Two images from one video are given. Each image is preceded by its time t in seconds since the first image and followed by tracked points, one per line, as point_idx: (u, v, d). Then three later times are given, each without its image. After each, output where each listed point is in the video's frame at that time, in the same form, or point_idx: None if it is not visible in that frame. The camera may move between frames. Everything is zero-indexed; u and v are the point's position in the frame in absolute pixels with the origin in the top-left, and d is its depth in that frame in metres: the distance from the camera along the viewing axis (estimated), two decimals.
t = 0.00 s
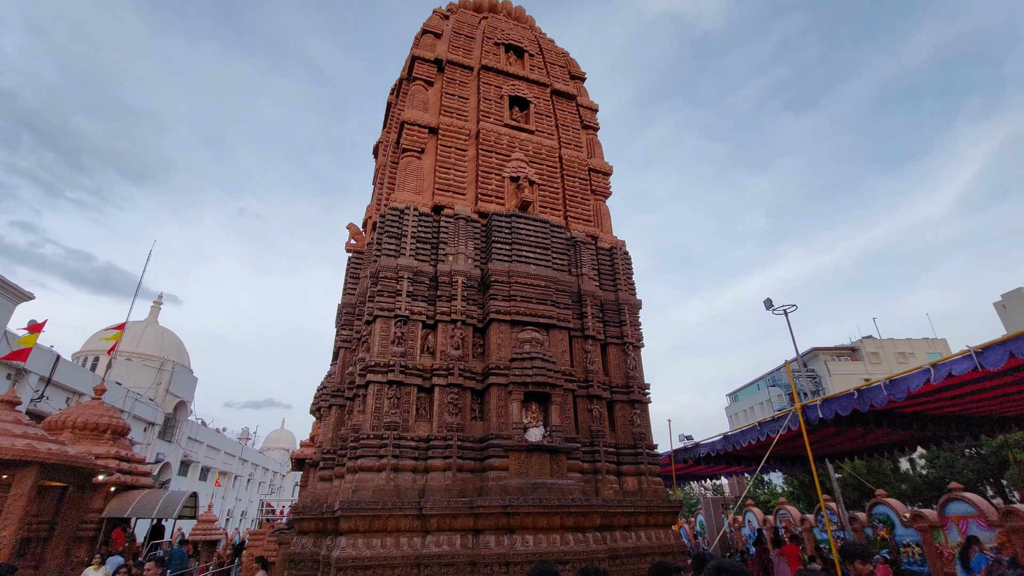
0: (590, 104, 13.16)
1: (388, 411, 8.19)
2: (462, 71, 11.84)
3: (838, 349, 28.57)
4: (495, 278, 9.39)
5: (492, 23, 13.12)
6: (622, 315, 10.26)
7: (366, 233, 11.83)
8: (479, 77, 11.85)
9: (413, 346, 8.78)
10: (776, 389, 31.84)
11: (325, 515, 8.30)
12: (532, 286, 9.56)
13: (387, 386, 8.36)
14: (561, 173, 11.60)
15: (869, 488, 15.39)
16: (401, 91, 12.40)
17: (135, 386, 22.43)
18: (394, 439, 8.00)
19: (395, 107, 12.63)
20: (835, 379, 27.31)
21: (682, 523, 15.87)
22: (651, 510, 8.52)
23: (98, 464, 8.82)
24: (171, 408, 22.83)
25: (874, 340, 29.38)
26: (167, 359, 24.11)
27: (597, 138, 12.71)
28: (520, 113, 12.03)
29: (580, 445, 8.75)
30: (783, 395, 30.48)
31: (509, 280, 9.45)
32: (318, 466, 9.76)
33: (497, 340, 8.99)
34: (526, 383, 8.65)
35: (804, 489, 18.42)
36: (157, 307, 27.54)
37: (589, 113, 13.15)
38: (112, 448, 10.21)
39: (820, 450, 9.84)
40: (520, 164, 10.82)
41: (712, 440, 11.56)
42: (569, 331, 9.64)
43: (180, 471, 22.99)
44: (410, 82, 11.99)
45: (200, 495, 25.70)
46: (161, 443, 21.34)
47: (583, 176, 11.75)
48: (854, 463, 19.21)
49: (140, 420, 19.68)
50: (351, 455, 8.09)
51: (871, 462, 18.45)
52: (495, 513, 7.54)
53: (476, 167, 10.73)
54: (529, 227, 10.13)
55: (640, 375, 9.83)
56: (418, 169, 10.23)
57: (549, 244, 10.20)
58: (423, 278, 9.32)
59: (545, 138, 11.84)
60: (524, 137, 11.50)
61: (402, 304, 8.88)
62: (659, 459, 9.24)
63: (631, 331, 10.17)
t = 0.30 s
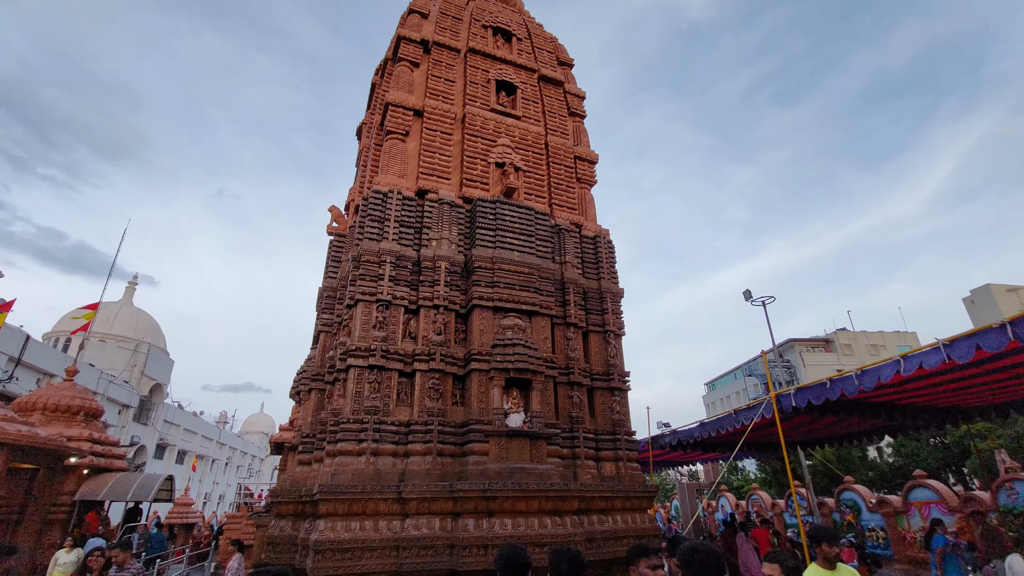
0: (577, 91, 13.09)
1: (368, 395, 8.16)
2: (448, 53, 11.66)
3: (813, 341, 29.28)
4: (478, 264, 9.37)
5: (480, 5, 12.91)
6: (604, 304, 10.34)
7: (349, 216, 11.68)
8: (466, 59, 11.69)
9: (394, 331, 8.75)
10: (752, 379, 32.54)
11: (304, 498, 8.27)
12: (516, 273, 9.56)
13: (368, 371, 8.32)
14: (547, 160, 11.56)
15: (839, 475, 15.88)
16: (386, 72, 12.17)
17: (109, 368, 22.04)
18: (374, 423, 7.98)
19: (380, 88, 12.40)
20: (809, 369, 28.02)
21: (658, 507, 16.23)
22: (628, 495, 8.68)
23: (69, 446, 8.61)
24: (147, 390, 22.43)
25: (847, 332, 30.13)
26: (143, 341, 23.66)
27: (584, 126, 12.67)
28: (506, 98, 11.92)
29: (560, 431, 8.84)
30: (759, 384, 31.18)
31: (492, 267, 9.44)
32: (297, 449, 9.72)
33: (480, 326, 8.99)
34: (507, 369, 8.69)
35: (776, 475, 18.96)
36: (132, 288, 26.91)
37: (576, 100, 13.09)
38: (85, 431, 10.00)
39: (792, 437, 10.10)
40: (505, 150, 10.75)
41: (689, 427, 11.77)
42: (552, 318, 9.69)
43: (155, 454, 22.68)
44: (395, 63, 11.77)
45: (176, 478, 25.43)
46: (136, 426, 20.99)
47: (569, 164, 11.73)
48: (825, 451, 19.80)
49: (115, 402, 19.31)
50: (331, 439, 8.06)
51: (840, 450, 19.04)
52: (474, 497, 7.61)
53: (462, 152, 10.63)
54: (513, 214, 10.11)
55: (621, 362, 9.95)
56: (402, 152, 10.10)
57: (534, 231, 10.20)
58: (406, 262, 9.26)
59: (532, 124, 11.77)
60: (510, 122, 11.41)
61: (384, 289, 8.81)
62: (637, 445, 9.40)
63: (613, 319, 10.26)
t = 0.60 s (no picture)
0: (553, 72, 12.97)
1: (331, 373, 8.04)
2: (422, 25, 11.33)
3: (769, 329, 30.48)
4: (446, 244, 9.28)
5: None
6: (571, 287, 10.43)
7: (314, 189, 11.35)
8: (440, 33, 11.40)
9: (359, 309, 8.62)
10: (711, 365, 33.68)
11: (262, 476, 8.14)
12: (485, 254, 9.53)
13: (331, 348, 8.18)
14: (520, 141, 11.47)
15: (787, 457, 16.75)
16: (356, 41, 11.75)
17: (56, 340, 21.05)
18: (336, 401, 7.88)
19: (349, 58, 11.98)
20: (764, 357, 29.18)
21: (616, 486, 16.72)
22: (588, 474, 8.90)
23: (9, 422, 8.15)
24: (97, 365, 21.52)
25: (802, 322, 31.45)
26: (93, 313, 22.63)
27: (558, 108, 12.60)
28: (481, 75, 11.72)
29: (523, 411, 8.94)
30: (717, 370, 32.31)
31: (461, 247, 9.37)
32: (256, 427, 9.54)
33: (447, 306, 8.94)
34: (473, 350, 8.69)
35: (729, 456, 19.80)
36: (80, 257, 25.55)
37: (551, 81, 12.98)
38: (29, 405, 9.52)
39: (746, 420, 10.53)
40: (478, 129, 10.61)
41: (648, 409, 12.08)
42: (519, 300, 9.72)
43: (106, 431, 21.89)
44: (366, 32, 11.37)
45: (128, 456, 24.66)
46: (85, 401, 20.16)
47: (541, 146, 11.68)
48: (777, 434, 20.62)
49: (62, 376, 18.46)
50: (291, 416, 7.91)
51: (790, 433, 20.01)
52: (437, 475, 7.63)
53: (434, 128, 10.43)
54: (484, 194, 10.03)
55: (586, 345, 10.11)
56: (372, 126, 9.83)
57: (504, 212, 10.15)
58: (372, 239, 9.09)
59: (505, 104, 11.63)
60: (484, 101, 11.25)
61: (349, 266, 8.64)
62: (598, 426, 9.63)
63: (579, 303, 10.39)
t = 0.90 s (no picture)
0: (521, 57, 12.89)
1: (280, 353, 7.78)
2: None
3: (717, 323, 31.79)
4: (406, 226, 9.12)
5: None
6: (530, 275, 10.50)
7: (268, 162, 10.90)
8: (407, 8, 11.09)
9: (312, 288, 8.37)
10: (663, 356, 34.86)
11: (204, 457, 7.84)
12: (444, 237, 9.43)
13: (281, 327, 7.91)
14: (484, 125, 11.37)
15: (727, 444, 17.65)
16: (317, 9, 11.27)
17: None
18: (285, 382, 7.65)
19: (310, 26, 11.49)
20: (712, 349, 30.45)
21: (566, 471, 17.13)
22: (539, 458, 9.06)
23: None
24: (24, 338, 19.99)
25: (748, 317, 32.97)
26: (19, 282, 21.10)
27: (524, 94, 12.57)
28: (447, 55, 11.51)
29: (477, 396, 8.97)
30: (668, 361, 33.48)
31: (421, 229, 9.23)
32: (198, 406, 9.17)
33: (404, 288, 8.81)
34: (429, 333, 8.61)
35: (675, 443, 20.63)
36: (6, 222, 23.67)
37: (519, 66, 12.90)
38: None
39: (691, 409, 10.94)
40: (442, 110, 10.43)
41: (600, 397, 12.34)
42: (477, 285, 9.69)
43: (32, 408, 20.54)
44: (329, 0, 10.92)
45: (57, 435, 23.26)
46: (9, 376, 18.83)
47: (506, 132, 11.63)
48: (719, 424, 21.84)
49: None
50: (236, 396, 7.63)
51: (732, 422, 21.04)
52: (387, 458, 7.55)
53: (397, 106, 10.18)
54: (446, 177, 9.90)
55: (542, 333, 10.23)
56: (332, 99, 9.49)
57: (466, 196, 10.07)
58: (328, 217, 8.82)
59: (472, 86, 11.49)
60: (450, 81, 11.06)
61: (303, 243, 8.35)
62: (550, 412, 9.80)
63: (537, 290, 10.48)
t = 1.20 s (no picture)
0: (483, 36, 12.68)
1: (216, 328, 7.39)
2: None
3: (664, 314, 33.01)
4: (358, 202, 8.85)
5: None
6: (483, 258, 10.48)
7: (209, 126, 10.27)
8: None
9: (254, 262, 7.99)
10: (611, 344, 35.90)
11: (130, 436, 7.41)
12: (397, 216, 9.24)
13: (218, 302, 7.51)
14: (443, 104, 11.16)
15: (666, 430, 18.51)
16: None
17: None
18: (221, 358, 7.30)
19: None
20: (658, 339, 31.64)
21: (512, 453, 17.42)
22: (484, 440, 9.15)
23: None
24: None
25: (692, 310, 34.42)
26: None
27: (485, 75, 12.41)
28: (407, 28, 11.16)
29: (425, 378, 8.92)
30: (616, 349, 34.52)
31: (373, 207, 8.98)
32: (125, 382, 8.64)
33: (353, 266, 8.56)
34: (378, 314, 8.42)
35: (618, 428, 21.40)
36: None
37: (481, 46, 12.69)
38: None
39: (633, 395, 11.33)
40: (400, 85, 10.15)
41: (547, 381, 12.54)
42: (429, 267, 9.57)
43: None
44: None
45: None
46: None
47: (465, 112, 11.47)
48: (660, 410, 22.88)
49: None
50: (167, 373, 7.22)
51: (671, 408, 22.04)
52: (330, 439, 7.38)
53: (352, 77, 9.81)
54: (401, 154, 9.67)
55: (493, 316, 10.28)
56: (282, 63, 9.02)
57: (420, 175, 9.88)
58: (274, 188, 8.43)
59: (431, 62, 11.22)
60: (408, 55, 10.74)
61: (246, 214, 7.94)
62: (498, 395, 9.90)
63: (490, 275, 10.49)
